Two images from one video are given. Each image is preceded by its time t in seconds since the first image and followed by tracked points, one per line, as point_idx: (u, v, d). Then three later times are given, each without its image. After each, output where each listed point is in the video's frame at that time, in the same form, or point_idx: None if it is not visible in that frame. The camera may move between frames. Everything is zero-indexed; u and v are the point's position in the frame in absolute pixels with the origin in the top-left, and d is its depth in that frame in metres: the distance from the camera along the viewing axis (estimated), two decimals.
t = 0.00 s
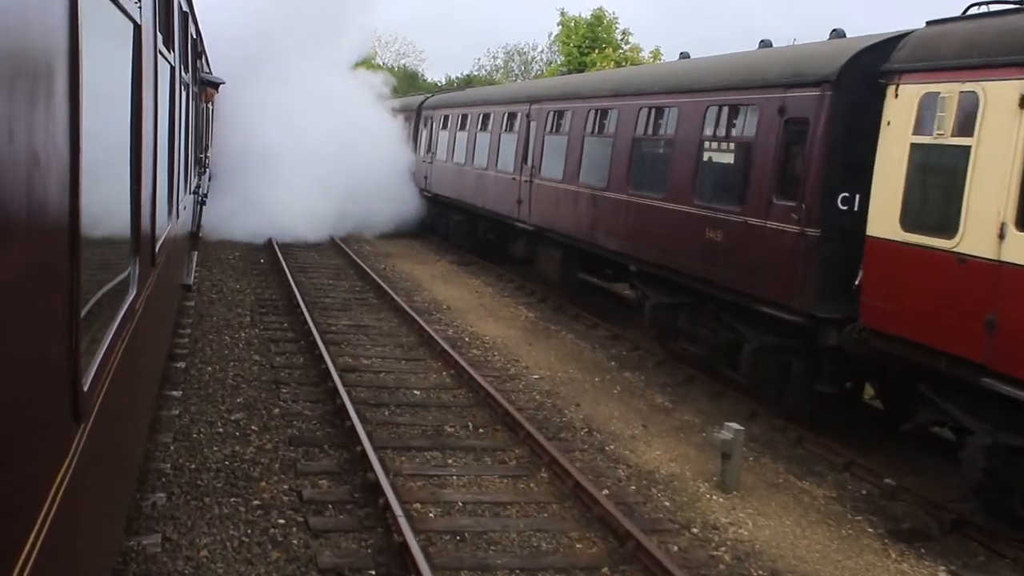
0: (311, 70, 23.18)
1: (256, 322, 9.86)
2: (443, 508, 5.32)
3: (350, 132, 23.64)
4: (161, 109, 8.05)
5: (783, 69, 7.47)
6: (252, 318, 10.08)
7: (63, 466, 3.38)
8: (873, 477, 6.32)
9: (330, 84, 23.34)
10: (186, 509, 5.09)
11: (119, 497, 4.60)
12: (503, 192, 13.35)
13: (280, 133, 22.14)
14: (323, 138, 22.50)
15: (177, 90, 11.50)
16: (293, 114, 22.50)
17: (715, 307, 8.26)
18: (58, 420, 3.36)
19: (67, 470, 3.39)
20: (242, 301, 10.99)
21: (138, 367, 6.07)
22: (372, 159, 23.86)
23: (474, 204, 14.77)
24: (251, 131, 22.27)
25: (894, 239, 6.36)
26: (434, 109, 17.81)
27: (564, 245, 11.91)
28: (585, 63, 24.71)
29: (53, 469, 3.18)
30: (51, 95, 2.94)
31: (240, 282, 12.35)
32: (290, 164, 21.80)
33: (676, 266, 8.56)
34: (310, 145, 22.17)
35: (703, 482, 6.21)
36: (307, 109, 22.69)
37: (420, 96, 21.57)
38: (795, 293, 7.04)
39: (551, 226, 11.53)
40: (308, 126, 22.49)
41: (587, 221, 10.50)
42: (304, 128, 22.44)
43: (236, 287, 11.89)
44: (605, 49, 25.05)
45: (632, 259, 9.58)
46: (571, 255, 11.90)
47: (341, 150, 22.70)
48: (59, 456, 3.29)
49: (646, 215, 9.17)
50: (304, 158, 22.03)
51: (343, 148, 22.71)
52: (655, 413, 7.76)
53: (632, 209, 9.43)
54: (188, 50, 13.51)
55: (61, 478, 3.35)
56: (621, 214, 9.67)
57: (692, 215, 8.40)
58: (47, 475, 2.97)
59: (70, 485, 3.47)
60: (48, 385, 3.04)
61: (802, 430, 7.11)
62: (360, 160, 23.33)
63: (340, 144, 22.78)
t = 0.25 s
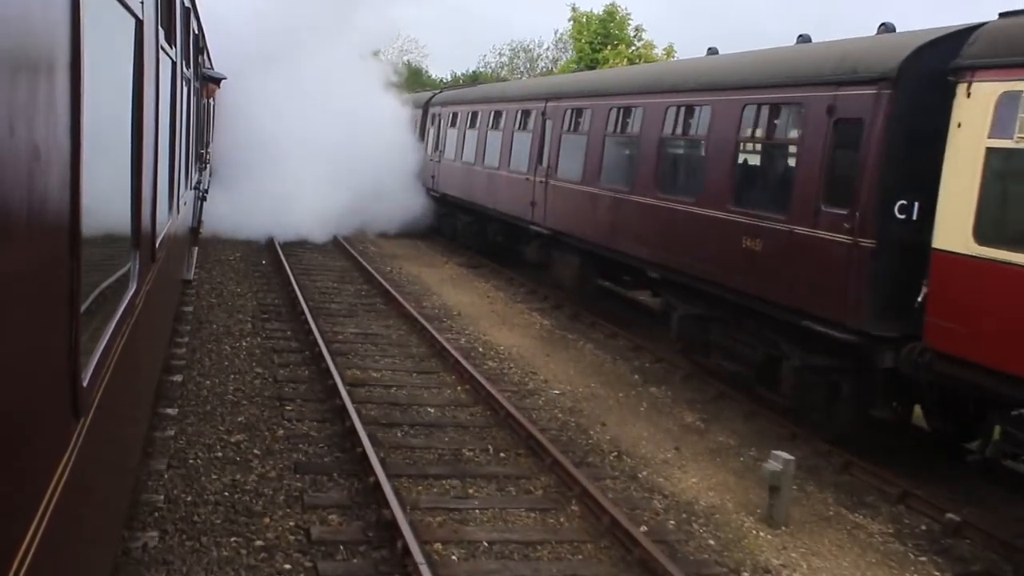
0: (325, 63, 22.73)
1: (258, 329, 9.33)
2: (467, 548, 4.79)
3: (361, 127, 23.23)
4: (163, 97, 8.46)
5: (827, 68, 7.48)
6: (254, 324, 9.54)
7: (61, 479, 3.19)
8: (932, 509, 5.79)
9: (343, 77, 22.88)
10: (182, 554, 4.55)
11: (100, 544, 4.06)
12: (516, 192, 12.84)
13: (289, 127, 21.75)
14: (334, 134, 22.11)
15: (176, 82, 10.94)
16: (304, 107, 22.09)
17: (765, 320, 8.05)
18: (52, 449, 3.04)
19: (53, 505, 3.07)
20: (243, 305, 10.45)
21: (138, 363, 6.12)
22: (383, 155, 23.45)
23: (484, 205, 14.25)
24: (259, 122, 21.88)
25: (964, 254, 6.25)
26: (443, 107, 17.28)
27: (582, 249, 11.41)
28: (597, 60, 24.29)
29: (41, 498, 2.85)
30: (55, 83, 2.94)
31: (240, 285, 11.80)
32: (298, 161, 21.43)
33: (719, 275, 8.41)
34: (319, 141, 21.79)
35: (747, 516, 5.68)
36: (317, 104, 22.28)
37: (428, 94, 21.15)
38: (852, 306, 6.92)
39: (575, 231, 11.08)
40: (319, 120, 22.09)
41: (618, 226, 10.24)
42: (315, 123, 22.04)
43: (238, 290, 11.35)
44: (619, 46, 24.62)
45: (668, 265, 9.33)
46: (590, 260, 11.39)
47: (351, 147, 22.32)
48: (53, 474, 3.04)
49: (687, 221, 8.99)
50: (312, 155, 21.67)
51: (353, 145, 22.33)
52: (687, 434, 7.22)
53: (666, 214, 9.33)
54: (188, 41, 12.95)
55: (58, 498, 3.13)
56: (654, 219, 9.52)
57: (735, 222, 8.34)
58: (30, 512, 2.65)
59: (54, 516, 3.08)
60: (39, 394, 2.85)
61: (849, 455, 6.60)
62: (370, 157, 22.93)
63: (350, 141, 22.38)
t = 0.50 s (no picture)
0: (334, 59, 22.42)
1: (261, 339, 8.88)
2: None
3: (369, 124, 22.89)
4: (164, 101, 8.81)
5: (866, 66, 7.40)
6: (256, 334, 9.09)
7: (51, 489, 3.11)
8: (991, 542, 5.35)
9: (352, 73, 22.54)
10: None
11: None
12: (531, 196, 12.43)
13: (295, 124, 21.48)
14: (340, 132, 21.81)
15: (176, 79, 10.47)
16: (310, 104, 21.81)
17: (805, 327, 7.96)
18: (39, 467, 2.84)
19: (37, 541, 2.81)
20: (243, 313, 9.99)
21: (138, 363, 6.12)
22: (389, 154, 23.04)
23: (493, 208, 13.82)
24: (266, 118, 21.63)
25: None
26: (450, 106, 16.82)
27: (604, 254, 11.01)
28: (606, 58, 23.91)
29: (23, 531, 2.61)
30: (54, 84, 3.11)
31: (240, 291, 11.33)
32: (303, 159, 21.19)
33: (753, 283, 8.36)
34: (325, 139, 21.52)
35: (792, 551, 5.24)
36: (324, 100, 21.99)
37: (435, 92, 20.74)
38: (902, 322, 6.80)
39: (603, 238, 10.74)
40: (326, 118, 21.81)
41: (644, 231, 10.06)
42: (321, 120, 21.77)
43: (239, 297, 10.90)
44: (628, 44, 24.27)
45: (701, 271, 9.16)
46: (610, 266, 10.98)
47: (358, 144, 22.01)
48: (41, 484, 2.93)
49: (720, 227, 8.89)
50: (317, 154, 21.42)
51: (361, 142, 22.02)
52: (718, 455, 6.78)
53: (693, 219, 9.25)
54: (188, 37, 12.48)
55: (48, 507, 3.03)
56: (680, 224, 9.45)
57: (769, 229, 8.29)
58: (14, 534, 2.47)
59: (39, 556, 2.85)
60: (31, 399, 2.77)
61: (894, 481, 6.17)
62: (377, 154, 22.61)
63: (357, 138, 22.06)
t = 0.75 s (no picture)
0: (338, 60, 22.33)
1: (262, 351, 8.42)
2: None
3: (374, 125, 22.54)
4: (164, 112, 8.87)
5: (887, 63, 7.35)
6: (257, 345, 8.62)
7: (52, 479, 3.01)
8: None
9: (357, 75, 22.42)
10: None
11: None
12: (547, 198, 12.00)
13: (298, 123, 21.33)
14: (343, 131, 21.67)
15: (174, 77, 10.01)
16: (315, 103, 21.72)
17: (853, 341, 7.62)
18: (31, 476, 2.68)
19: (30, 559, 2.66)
20: (242, 323, 9.52)
21: (138, 366, 6.10)
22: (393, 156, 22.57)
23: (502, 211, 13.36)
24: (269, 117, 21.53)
25: None
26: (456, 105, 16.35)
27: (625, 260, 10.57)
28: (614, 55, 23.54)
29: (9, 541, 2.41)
30: (54, 85, 3.01)
31: (239, 298, 10.84)
32: (303, 160, 20.90)
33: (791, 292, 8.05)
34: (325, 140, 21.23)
35: None
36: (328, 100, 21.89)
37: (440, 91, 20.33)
38: (964, 334, 6.45)
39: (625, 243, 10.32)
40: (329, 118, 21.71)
41: (669, 236, 9.74)
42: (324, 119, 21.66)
43: (240, 305, 10.46)
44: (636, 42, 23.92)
45: (732, 276, 8.81)
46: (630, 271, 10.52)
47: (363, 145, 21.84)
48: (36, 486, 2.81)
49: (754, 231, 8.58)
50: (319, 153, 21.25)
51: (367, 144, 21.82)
52: (755, 478, 6.33)
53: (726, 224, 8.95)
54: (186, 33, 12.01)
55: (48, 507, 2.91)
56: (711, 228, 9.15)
57: (805, 233, 8.02)
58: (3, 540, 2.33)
59: (35, 575, 2.72)
60: (25, 406, 2.64)
61: (949, 508, 5.73)
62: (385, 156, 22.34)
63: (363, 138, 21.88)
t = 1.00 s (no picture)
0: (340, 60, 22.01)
1: (264, 364, 7.94)
2: None
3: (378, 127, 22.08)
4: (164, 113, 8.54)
5: (942, 58, 6.92)
6: (259, 357, 8.15)
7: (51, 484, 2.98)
8: None
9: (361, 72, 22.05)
10: None
11: None
12: (561, 200, 11.56)
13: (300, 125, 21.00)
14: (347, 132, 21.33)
15: (174, 78, 9.56)
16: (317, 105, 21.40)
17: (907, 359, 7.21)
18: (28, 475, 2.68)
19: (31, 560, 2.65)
20: (244, 333, 9.06)
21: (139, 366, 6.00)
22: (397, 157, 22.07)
23: (512, 212, 12.90)
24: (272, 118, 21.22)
25: None
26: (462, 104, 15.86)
27: (646, 265, 10.09)
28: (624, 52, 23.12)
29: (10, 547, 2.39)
30: (54, 85, 2.94)
31: (240, 305, 10.38)
32: (303, 161, 20.49)
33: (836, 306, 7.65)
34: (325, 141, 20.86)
35: None
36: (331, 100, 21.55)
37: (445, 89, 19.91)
38: None
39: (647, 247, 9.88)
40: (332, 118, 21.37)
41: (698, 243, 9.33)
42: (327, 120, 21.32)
43: (240, 313, 10.01)
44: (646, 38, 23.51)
45: (768, 287, 8.41)
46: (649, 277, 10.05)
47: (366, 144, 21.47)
48: (35, 496, 2.72)
49: (794, 239, 8.16)
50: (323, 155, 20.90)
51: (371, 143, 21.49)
52: (797, 505, 5.89)
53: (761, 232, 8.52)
54: (185, 30, 11.54)
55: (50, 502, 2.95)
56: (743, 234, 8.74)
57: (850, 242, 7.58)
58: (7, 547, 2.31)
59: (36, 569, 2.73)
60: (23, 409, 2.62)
61: (1012, 541, 5.29)
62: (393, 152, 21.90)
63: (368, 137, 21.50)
